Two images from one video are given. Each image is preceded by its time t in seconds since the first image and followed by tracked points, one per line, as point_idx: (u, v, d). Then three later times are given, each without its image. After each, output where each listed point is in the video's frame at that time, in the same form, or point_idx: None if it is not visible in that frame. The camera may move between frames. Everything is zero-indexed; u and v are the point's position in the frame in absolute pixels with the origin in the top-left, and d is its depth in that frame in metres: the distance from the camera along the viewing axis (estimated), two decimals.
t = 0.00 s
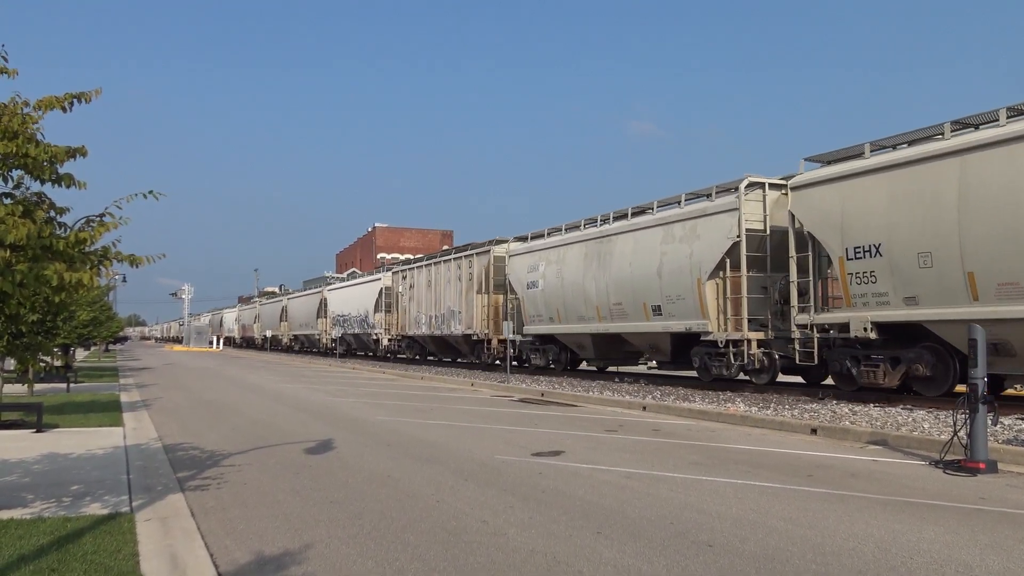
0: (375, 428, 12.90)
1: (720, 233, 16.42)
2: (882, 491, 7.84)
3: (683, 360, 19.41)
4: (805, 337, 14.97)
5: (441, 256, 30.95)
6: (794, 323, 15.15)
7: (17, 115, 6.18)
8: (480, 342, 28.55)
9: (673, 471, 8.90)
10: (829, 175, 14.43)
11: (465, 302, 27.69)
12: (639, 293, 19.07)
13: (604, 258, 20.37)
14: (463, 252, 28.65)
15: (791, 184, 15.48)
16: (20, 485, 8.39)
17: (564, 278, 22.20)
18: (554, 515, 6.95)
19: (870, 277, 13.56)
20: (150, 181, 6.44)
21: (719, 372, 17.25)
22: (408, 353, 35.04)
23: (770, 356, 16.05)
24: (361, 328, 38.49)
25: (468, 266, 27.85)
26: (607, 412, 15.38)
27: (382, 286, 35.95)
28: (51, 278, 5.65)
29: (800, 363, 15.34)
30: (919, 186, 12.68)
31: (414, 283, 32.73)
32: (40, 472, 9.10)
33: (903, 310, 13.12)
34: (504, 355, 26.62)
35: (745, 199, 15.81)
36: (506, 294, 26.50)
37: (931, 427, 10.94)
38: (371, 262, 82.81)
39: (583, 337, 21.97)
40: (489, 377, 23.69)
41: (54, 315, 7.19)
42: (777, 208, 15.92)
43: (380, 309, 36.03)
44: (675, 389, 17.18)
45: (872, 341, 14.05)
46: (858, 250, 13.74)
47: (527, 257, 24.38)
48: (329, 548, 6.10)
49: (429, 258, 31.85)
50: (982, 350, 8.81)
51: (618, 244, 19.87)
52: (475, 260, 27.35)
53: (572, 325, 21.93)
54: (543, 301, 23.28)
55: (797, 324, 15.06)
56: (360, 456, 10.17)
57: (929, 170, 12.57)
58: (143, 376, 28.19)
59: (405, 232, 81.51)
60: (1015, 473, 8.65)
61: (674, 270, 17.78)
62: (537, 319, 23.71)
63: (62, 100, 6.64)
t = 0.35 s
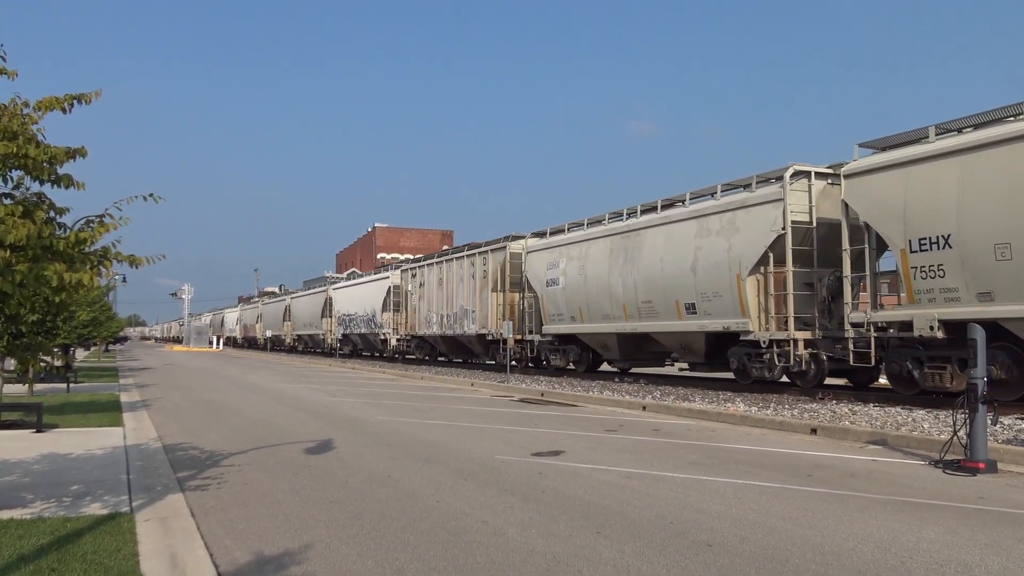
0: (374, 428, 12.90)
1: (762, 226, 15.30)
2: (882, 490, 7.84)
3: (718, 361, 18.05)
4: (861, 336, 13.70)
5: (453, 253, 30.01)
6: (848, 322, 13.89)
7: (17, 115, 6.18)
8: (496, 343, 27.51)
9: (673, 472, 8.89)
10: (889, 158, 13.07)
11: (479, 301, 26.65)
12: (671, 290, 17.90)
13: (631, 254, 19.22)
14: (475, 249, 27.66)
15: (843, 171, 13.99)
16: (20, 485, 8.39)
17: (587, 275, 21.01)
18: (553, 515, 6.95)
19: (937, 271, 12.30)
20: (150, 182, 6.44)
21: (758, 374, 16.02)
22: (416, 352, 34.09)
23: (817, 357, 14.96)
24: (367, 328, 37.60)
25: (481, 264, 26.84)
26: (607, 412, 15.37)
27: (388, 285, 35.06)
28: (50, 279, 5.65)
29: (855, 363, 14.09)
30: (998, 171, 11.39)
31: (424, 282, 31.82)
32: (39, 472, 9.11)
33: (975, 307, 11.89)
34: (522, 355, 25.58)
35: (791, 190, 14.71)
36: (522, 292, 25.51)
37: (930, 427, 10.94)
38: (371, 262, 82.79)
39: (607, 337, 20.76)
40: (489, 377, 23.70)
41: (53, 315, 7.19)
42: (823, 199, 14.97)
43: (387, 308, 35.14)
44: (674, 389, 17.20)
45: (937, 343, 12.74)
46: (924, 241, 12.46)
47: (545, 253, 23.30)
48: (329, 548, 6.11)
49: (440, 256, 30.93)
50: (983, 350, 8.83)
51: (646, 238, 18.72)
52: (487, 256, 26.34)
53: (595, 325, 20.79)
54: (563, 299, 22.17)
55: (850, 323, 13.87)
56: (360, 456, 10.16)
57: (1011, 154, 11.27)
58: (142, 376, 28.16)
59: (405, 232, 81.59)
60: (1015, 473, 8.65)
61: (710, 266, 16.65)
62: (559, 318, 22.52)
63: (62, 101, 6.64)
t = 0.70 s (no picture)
0: (373, 427, 12.89)
1: (811, 219, 14.07)
2: (881, 492, 7.84)
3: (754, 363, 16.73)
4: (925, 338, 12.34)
5: (467, 250, 28.93)
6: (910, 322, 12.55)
7: (18, 114, 6.19)
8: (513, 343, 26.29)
9: (672, 473, 8.88)
10: (958, 143, 11.70)
11: (495, 300, 25.53)
12: (707, 288, 16.53)
13: (661, 250, 17.88)
14: (491, 246, 26.52)
15: (907, 159, 12.46)
16: (19, 483, 8.38)
17: (612, 272, 19.63)
18: (551, 515, 6.97)
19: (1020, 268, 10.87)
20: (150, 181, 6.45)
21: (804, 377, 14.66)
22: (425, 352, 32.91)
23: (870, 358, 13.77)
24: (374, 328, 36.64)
25: (497, 261, 25.71)
26: (606, 413, 15.35)
27: (396, 282, 34.09)
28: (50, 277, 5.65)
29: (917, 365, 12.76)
30: None
31: (436, 279, 30.75)
32: (38, 471, 9.10)
33: None
34: (539, 356, 24.32)
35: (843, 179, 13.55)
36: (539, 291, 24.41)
37: (929, 428, 10.96)
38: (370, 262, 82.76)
39: (634, 338, 19.44)
40: (488, 377, 23.72)
41: (51, 314, 7.18)
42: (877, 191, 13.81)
43: (395, 306, 34.24)
44: (674, 390, 17.18)
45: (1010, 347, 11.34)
46: (1004, 235, 11.03)
47: (564, 250, 21.99)
48: (327, 547, 6.11)
49: (452, 253, 29.84)
50: (981, 352, 8.81)
51: (678, 233, 17.38)
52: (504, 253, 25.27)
53: (621, 325, 19.45)
54: (584, 298, 20.83)
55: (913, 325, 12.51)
56: (358, 456, 10.15)
57: None
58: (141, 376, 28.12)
59: (404, 232, 81.70)
60: (1013, 475, 8.65)
61: (752, 262, 15.36)
62: (580, 319, 21.10)
63: (63, 100, 6.65)
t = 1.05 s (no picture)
0: (373, 427, 12.91)
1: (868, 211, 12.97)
2: (880, 493, 7.85)
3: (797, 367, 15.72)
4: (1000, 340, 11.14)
5: (480, 245, 27.59)
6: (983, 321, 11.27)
7: (18, 114, 6.20)
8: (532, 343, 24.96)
9: (672, 473, 8.87)
10: None
11: (512, 298, 24.19)
12: (748, 285, 15.48)
13: (696, 245, 16.78)
14: (507, 241, 25.19)
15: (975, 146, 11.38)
16: (19, 483, 8.38)
17: (640, 269, 18.51)
18: (550, 515, 6.98)
19: None
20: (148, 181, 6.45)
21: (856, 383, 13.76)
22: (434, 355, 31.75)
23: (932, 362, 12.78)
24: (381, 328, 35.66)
25: (514, 257, 24.38)
26: (606, 413, 15.35)
27: (405, 280, 32.85)
28: (49, 277, 5.64)
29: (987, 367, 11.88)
30: None
31: (448, 277, 29.41)
32: (38, 470, 9.10)
33: None
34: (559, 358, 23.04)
35: (905, 167, 12.44)
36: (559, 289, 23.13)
37: (928, 429, 10.97)
38: (370, 262, 82.75)
39: (666, 338, 18.26)
40: (488, 377, 23.75)
41: (51, 314, 7.18)
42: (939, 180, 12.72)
43: (403, 306, 33.19)
44: (674, 390, 17.19)
45: None
46: None
47: (587, 245, 20.84)
48: (326, 547, 6.11)
49: (464, 250, 28.48)
50: (980, 354, 8.79)
51: (715, 227, 16.27)
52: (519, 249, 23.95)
53: (650, 326, 18.33)
54: (608, 297, 19.71)
55: (984, 323, 11.30)
56: (358, 456, 10.14)
57: None
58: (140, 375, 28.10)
59: (404, 232, 81.69)
60: (1013, 476, 8.66)
61: (801, 258, 14.23)
62: (604, 319, 19.96)
63: (63, 101, 6.65)
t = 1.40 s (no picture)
0: (374, 428, 12.94)
1: (933, 200, 12.14)
2: (880, 493, 7.85)
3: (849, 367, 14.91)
4: None
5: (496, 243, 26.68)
6: None
7: (17, 115, 6.20)
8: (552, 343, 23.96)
9: (672, 474, 8.88)
10: None
11: (533, 297, 23.24)
12: (797, 281, 14.63)
13: (737, 239, 15.92)
14: (525, 238, 24.33)
15: None
16: (19, 483, 8.40)
17: (673, 265, 17.69)
18: (550, 515, 6.98)
19: None
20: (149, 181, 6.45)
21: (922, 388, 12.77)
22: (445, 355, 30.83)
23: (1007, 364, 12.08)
24: (389, 328, 34.87)
25: (533, 254, 23.48)
26: (605, 413, 15.37)
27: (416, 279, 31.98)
28: (49, 278, 5.65)
29: None
30: None
31: (461, 275, 28.46)
32: (38, 471, 9.10)
33: None
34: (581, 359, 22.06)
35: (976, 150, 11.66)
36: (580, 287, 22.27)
37: (927, 429, 10.98)
38: (370, 262, 82.80)
39: (701, 338, 17.33)
40: (487, 377, 23.79)
41: (51, 314, 7.18)
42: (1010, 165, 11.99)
43: (413, 306, 32.32)
44: (673, 390, 17.23)
45: None
46: None
47: (614, 240, 19.99)
48: (327, 548, 6.11)
49: (478, 247, 27.72)
50: (979, 353, 8.80)
51: (760, 219, 15.42)
52: (539, 246, 23.13)
53: (685, 325, 17.45)
54: (638, 295, 18.84)
55: None
56: (358, 456, 10.14)
57: None
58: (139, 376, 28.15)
59: (404, 232, 81.64)
60: (1013, 476, 8.66)
61: (857, 251, 13.36)
62: (631, 318, 19.14)
63: (63, 101, 6.65)
